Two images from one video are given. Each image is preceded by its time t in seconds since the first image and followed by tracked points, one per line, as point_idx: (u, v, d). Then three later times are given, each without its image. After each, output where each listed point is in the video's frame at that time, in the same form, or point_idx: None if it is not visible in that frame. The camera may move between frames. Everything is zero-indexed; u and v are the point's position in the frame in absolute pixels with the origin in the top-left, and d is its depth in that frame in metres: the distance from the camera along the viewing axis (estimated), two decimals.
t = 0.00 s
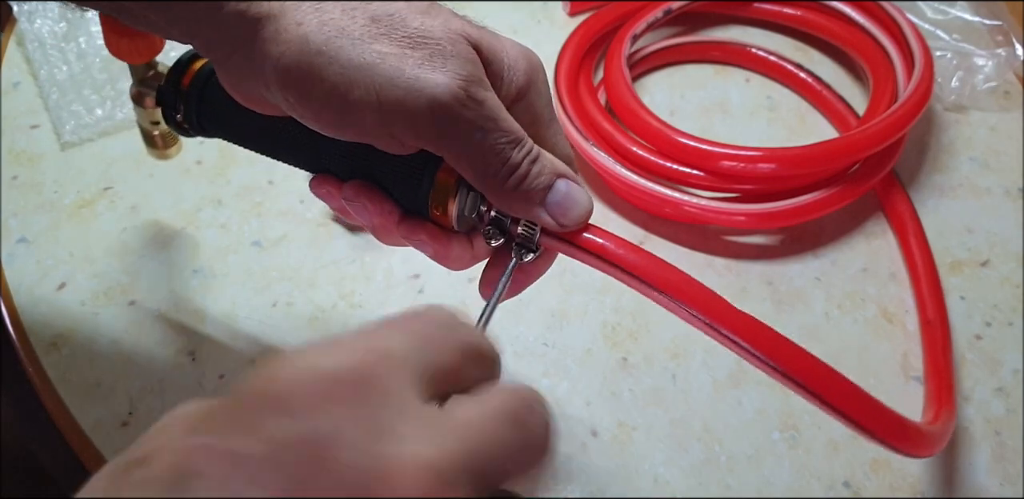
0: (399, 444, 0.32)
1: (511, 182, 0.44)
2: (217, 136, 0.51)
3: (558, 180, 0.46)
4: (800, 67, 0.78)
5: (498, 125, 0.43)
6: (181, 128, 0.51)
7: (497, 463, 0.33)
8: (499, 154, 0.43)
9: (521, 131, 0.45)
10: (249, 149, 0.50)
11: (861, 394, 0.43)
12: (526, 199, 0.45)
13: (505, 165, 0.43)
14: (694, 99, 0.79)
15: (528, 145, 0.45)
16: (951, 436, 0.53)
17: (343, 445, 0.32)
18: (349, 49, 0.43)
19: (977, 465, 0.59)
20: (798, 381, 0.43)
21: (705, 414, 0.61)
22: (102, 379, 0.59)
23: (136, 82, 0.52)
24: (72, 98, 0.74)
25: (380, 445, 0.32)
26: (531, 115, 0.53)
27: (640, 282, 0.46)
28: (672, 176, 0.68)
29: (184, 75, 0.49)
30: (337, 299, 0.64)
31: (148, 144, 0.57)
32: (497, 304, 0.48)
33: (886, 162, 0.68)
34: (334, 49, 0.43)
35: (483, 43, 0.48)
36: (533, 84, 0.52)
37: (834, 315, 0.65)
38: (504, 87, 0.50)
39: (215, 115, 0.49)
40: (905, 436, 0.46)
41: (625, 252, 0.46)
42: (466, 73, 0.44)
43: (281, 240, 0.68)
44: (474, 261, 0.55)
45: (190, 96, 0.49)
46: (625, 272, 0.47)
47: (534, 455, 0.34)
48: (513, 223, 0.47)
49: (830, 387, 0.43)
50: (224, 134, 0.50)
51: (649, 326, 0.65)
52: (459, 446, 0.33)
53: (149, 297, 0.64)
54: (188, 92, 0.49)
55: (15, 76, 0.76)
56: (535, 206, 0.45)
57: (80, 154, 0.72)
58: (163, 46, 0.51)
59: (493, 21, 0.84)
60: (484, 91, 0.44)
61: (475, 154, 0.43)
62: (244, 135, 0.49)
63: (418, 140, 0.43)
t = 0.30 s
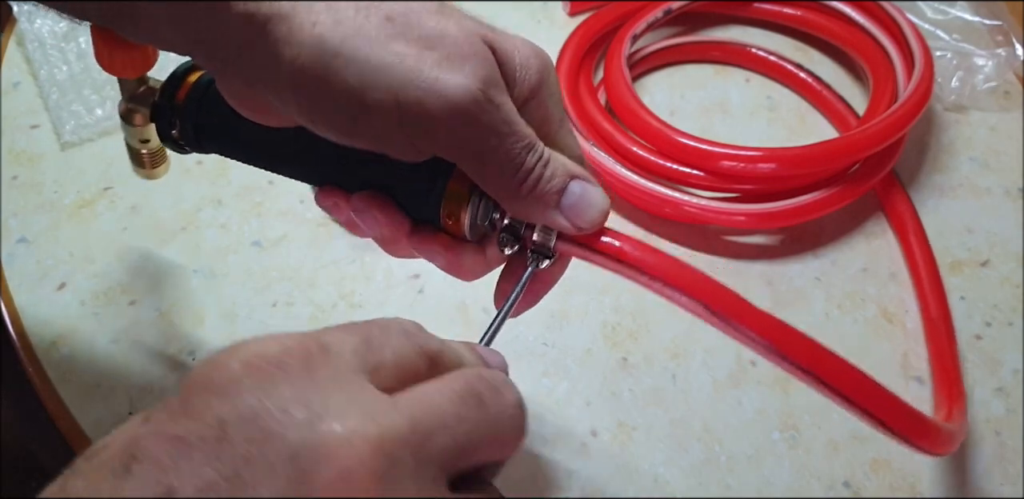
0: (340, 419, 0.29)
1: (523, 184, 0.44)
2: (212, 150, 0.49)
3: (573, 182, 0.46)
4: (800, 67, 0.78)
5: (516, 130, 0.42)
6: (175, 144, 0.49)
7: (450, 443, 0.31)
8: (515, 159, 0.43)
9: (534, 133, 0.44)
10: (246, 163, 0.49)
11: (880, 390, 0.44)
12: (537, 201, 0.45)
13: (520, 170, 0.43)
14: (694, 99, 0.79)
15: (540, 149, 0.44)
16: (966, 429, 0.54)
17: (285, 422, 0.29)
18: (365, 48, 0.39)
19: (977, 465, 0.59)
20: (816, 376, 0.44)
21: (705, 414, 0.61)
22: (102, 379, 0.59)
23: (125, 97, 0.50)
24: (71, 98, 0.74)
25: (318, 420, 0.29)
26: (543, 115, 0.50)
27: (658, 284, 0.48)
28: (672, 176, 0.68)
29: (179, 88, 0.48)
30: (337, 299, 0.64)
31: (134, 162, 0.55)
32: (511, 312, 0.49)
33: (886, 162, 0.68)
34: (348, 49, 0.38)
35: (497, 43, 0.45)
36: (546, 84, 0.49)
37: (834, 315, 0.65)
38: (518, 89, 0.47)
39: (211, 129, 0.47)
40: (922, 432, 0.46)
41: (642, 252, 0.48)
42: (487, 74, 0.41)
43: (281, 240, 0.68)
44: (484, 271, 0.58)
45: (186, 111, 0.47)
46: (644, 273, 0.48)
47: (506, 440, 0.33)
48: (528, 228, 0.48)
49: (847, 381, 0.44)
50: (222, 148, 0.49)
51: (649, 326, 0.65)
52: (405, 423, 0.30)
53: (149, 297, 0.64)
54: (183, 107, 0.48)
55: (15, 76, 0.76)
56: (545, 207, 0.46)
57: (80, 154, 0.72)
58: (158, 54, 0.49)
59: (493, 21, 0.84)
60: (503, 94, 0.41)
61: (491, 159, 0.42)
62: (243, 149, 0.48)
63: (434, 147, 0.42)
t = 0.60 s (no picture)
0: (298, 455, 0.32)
1: (512, 199, 0.44)
2: (222, 142, 0.51)
3: (563, 195, 0.46)
4: (800, 67, 0.78)
5: (501, 148, 0.42)
6: (189, 137, 0.51)
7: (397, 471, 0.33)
8: (501, 176, 0.43)
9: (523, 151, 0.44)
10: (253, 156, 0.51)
11: (873, 400, 0.44)
12: (527, 217, 0.45)
13: (507, 185, 0.43)
14: (694, 99, 0.79)
15: (529, 164, 0.44)
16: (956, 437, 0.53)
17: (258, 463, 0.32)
18: (346, 69, 0.40)
19: (977, 465, 0.59)
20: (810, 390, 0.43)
21: (705, 414, 0.61)
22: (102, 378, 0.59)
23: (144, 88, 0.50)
24: (71, 98, 0.74)
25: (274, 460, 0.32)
26: (536, 129, 0.51)
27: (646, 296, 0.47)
28: (672, 176, 0.68)
29: (190, 82, 0.49)
30: (337, 299, 0.64)
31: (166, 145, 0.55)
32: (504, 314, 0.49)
33: (886, 162, 0.68)
34: (330, 68, 0.40)
35: (484, 59, 0.45)
36: (540, 93, 0.50)
37: (834, 314, 0.65)
38: (508, 101, 0.48)
39: (221, 125, 0.49)
40: (914, 438, 0.46)
41: (634, 265, 0.47)
42: (468, 95, 0.41)
43: (281, 240, 0.68)
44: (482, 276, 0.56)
45: (196, 104, 0.49)
46: (632, 284, 0.47)
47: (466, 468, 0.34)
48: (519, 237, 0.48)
49: (842, 394, 0.43)
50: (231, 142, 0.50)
51: (649, 326, 0.65)
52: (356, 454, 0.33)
53: (149, 297, 0.64)
54: (195, 101, 0.49)
55: (15, 76, 0.76)
56: (536, 223, 0.46)
57: (80, 154, 0.72)
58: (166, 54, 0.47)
59: (493, 21, 0.84)
60: (487, 112, 0.42)
61: (478, 175, 0.43)
62: (249, 144, 0.49)
63: (418, 163, 0.43)
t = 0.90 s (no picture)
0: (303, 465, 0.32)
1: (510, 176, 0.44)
2: (229, 126, 0.51)
3: (562, 176, 0.46)
4: (800, 67, 0.78)
5: (498, 121, 0.42)
6: (195, 119, 0.51)
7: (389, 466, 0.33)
8: (498, 151, 0.43)
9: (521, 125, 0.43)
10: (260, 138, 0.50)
11: (868, 382, 0.44)
12: (525, 196, 0.45)
13: (505, 161, 0.43)
14: (694, 99, 0.79)
15: (528, 140, 0.44)
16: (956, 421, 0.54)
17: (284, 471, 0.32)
18: (344, 40, 0.41)
19: (977, 465, 0.59)
20: (803, 370, 0.44)
21: (705, 414, 0.61)
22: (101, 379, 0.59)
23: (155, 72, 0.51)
24: (72, 98, 0.74)
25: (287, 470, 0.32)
26: (538, 106, 0.51)
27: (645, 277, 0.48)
28: (672, 176, 0.68)
29: (196, 65, 0.49)
30: (337, 299, 0.64)
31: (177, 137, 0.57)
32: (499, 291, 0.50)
33: (886, 162, 0.68)
34: (328, 39, 0.41)
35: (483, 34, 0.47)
36: (542, 70, 0.50)
37: (834, 314, 0.65)
38: (508, 77, 0.48)
39: (227, 105, 0.49)
40: (910, 420, 0.46)
41: (632, 246, 0.48)
42: (465, 65, 0.42)
43: (281, 240, 0.68)
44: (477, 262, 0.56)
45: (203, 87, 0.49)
46: (632, 267, 0.48)
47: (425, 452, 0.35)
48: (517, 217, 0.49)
49: (834, 375, 0.44)
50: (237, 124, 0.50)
51: (649, 326, 0.64)
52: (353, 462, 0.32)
53: (149, 297, 0.64)
54: (201, 84, 0.49)
55: (15, 76, 0.76)
56: (535, 201, 0.46)
57: (80, 154, 0.72)
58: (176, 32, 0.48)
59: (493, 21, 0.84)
60: (485, 84, 0.42)
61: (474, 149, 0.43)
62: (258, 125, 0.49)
63: (415, 139, 0.43)
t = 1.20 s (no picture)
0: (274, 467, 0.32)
1: (490, 172, 0.44)
2: (196, 117, 0.49)
3: (543, 170, 0.46)
4: (800, 67, 0.78)
5: (478, 116, 0.43)
6: (159, 108, 0.49)
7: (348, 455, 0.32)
8: (479, 145, 0.43)
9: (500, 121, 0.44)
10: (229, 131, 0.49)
11: (854, 381, 0.44)
12: (506, 191, 0.45)
13: (485, 157, 0.44)
14: (694, 99, 0.79)
15: (508, 136, 0.45)
16: (940, 420, 0.53)
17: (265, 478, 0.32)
18: (321, 40, 0.42)
19: (976, 465, 0.59)
20: (790, 372, 0.44)
21: (705, 414, 0.61)
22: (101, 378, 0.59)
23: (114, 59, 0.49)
24: (72, 98, 0.74)
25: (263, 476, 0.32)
26: (519, 103, 0.52)
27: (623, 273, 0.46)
28: (672, 176, 0.68)
29: (164, 51, 0.47)
30: (337, 299, 0.64)
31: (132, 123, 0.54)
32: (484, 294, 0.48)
33: (886, 162, 0.68)
34: (307, 38, 0.42)
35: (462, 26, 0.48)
36: (520, 67, 0.51)
37: (834, 314, 0.65)
38: (487, 74, 0.50)
39: (194, 95, 0.47)
40: (889, 420, 0.45)
41: (614, 243, 0.46)
42: (444, 64, 0.43)
43: (282, 240, 0.68)
44: (457, 253, 0.58)
45: (170, 76, 0.47)
46: (611, 264, 0.46)
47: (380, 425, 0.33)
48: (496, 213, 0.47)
49: (823, 376, 0.43)
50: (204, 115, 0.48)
51: (649, 326, 0.65)
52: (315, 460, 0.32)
53: (149, 297, 0.64)
54: (167, 71, 0.47)
55: (15, 76, 0.76)
56: (516, 198, 0.45)
57: (80, 154, 0.72)
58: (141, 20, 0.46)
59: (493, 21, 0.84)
60: (464, 80, 0.44)
61: (455, 143, 0.43)
62: (226, 116, 0.47)
63: (395, 135, 0.44)
